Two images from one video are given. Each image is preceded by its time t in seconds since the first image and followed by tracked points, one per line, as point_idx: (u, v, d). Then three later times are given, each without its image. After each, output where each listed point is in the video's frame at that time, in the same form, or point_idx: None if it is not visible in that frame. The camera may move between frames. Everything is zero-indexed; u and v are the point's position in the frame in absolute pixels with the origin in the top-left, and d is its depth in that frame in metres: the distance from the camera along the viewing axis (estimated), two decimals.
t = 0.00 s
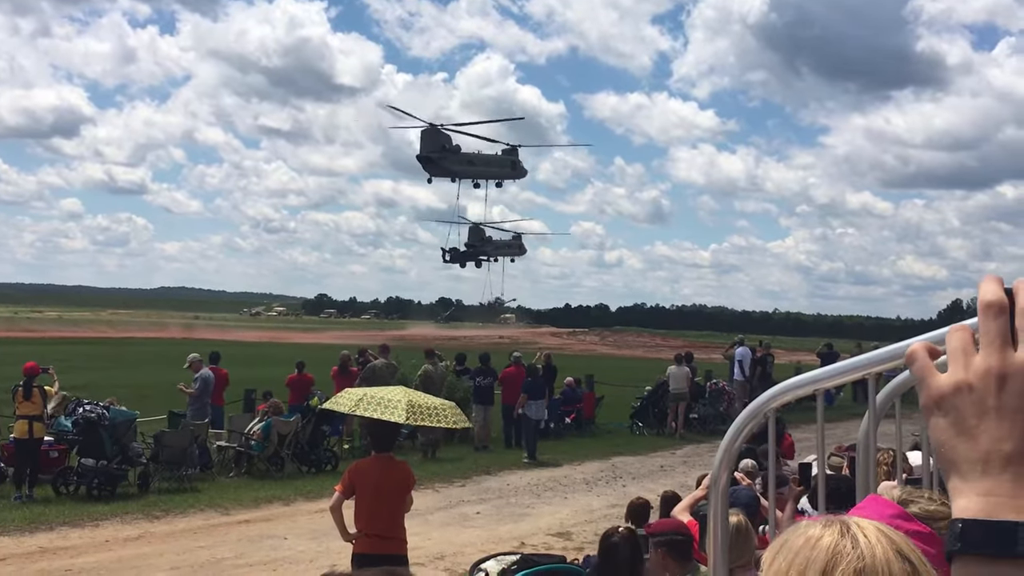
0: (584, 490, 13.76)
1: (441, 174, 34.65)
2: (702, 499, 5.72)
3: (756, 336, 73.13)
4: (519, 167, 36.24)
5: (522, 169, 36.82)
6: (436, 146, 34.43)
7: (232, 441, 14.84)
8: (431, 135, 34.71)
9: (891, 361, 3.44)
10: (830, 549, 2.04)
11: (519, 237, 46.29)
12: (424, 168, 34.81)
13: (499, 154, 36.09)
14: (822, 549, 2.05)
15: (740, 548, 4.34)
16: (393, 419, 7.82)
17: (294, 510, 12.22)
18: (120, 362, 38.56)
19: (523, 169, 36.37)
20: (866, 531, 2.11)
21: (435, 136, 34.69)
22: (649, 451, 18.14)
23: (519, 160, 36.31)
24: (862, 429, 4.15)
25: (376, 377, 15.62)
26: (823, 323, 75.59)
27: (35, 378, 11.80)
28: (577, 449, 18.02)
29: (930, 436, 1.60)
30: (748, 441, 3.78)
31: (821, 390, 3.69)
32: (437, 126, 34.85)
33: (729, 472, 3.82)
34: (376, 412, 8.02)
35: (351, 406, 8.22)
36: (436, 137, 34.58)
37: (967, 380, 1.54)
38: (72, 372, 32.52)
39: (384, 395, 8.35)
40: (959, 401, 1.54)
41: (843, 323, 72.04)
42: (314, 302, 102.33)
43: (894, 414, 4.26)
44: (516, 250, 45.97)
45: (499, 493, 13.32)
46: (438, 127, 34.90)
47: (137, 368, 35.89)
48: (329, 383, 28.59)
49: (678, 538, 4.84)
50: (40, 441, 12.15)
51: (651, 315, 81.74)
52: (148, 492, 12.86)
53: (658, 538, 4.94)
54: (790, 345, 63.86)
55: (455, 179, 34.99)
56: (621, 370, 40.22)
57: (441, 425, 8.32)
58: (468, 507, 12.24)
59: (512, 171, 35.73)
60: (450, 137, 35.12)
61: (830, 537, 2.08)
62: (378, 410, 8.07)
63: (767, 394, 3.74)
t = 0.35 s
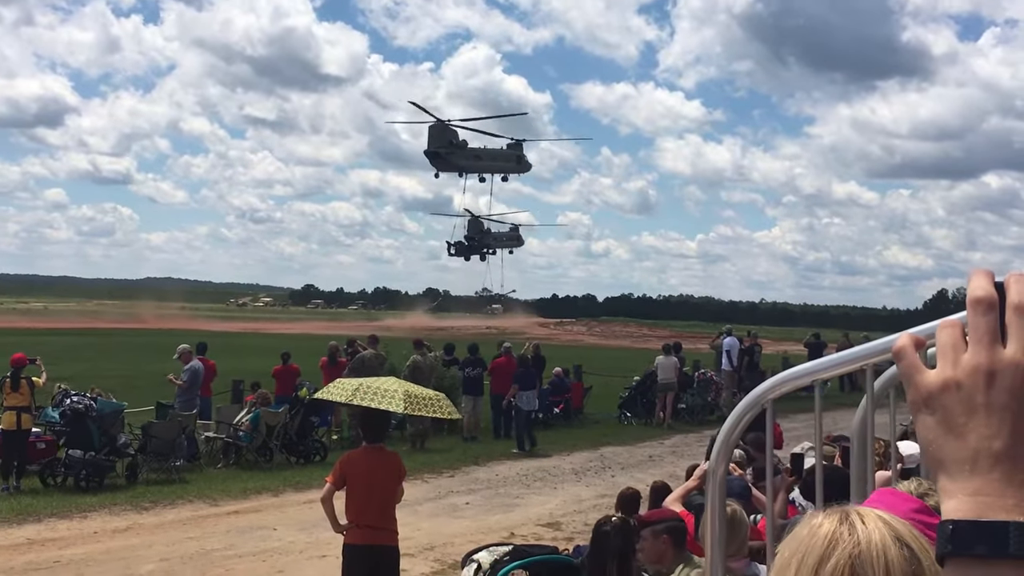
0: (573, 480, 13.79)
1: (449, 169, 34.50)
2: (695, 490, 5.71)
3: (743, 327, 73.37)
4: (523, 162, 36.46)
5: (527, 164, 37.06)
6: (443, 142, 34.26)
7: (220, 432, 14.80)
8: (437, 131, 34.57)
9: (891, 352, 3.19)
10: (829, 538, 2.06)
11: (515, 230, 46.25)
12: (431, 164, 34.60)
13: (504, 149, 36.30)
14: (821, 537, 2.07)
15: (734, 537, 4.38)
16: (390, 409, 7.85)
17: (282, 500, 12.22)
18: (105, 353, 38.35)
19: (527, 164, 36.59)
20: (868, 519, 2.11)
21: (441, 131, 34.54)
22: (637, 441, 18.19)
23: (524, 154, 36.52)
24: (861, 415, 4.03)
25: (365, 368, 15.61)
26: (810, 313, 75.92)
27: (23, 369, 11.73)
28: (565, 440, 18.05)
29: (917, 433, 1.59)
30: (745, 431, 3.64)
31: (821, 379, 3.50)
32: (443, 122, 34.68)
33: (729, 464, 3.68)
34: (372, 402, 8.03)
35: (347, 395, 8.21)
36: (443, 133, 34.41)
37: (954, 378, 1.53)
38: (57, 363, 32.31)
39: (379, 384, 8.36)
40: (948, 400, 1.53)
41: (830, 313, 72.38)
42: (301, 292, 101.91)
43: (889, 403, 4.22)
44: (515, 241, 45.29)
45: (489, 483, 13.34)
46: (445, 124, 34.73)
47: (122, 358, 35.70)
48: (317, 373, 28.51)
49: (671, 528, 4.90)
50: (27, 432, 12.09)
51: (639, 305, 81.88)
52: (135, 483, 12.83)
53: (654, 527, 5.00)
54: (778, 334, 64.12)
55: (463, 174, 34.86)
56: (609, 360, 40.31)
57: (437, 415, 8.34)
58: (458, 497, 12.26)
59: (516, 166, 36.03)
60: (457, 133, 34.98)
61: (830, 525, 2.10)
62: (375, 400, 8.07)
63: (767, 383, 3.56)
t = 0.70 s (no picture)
0: (562, 467, 13.82)
1: (455, 160, 34.66)
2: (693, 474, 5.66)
3: (730, 313, 73.63)
4: (527, 152, 35.96)
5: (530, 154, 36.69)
6: (450, 132, 34.43)
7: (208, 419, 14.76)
8: (444, 121, 34.73)
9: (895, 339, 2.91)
10: (848, 518, 2.07)
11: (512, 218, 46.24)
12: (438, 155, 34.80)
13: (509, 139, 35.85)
14: (840, 517, 2.08)
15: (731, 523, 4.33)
16: (384, 396, 7.86)
17: (271, 487, 12.22)
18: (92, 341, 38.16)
19: (530, 154, 36.07)
20: (887, 501, 2.12)
21: (448, 121, 34.68)
22: (625, 428, 18.24)
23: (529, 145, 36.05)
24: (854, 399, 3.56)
25: (354, 355, 15.59)
26: (796, 300, 76.27)
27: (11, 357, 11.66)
28: (555, 426, 18.07)
29: (928, 421, 1.59)
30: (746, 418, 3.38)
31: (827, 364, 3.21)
32: (450, 112, 34.81)
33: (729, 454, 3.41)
34: (365, 389, 8.04)
35: (341, 382, 8.19)
36: (450, 123, 34.59)
37: (964, 365, 1.54)
38: (44, 350, 32.15)
39: (372, 371, 8.34)
40: (957, 389, 1.54)
41: (816, 300, 72.73)
42: (288, 278, 101.54)
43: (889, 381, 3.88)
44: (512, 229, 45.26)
45: (478, 470, 13.36)
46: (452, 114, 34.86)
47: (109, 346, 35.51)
48: (306, 360, 28.46)
49: (662, 517, 4.91)
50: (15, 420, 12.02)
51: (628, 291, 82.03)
52: (123, 470, 12.80)
53: (647, 515, 4.99)
54: (766, 321, 64.33)
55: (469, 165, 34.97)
56: (597, 347, 40.41)
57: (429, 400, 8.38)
58: (448, 484, 12.28)
59: (519, 155, 35.40)
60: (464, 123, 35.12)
61: (849, 507, 2.10)
62: (369, 387, 8.07)
63: (772, 366, 3.29)
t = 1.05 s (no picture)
0: (552, 457, 13.87)
1: (463, 152, 34.41)
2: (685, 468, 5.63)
3: (718, 306, 73.87)
4: (531, 145, 36.80)
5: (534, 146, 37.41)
6: (458, 125, 34.13)
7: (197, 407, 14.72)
8: (451, 114, 34.39)
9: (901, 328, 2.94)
10: (848, 513, 2.08)
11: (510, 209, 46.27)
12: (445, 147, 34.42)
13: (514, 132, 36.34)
14: (839, 512, 2.09)
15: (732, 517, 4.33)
16: (375, 392, 7.87)
17: (261, 476, 12.21)
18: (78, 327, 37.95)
19: (535, 148, 36.88)
20: (886, 496, 2.14)
21: (455, 113, 34.36)
22: (614, 418, 18.29)
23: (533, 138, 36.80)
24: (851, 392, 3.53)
25: (344, 344, 15.57)
26: (784, 292, 76.58)
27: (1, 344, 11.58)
28: (544, 416, 18.10)
29: (935, 412, 1.60)
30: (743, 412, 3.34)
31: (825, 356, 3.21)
32: (457, 105, 34.53)
33: (726, 448, 3.35)
34: (356, 383, 8.04)
35: (330, 378, 8.13)
36: (457, 116, 34.29)
37: (974, 354, 1.55)
38: (31, 337, 31.96)
39: (361, 364, 8.31)
40: (967, 377, 1.54)
41: (804, 292, 73.06)
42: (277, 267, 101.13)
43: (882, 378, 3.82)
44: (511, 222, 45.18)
45: (468, 459, 13.38)
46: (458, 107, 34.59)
47: (95, 333, 35.30)
48: (295, 349, 28.42)
49: (655, 509, 4.91)
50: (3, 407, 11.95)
51: (619, 282, 82.17)
52: (112, 458, 12.75)
53: (640, 507, 4.97)
54: (755, 311, 64.57)
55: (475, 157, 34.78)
56: (586, 338, 40.50)
57: (418, 391, 8.48)
58: (438, 473, 12.32)
59: (527, 148, 36.23)
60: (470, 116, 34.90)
61: (847, 504, 2.11)
62: (359, 380, 8.07)
63: (770, 359, 3.29)
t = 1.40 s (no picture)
0: (540, 452, 13.88)
1: (469, 150, 34.57)
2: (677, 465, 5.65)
3: (707, 303, 74.07)
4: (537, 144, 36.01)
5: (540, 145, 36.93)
6: (465, 123, 34.24)
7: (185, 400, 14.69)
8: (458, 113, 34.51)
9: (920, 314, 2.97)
10: (836, 509, 2.01)
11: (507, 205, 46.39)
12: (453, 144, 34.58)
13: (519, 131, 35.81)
14: (829, 507, 2.01)
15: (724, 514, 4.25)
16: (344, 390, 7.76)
17: (248, 469, 12.18)
18: (64, 319, 37.73)
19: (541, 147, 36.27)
20: (878, 491, 2.05)
21: (462, 113, 34.49)
22: (602, 415, 18.32)
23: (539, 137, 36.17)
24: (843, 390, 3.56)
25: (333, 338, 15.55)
26: (772, 290, 76.81)
27: None
28: (532, 412, 18.12)
29: (998, 464, 1.85)
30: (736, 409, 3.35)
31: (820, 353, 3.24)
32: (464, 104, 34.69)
33: (718, 443, 3.37)
34: (328, 382, 7.99)
35: (306, 377, 8.16)
36: (464, 115, 34.39)
37: None
38: (18, 328, 31.78)
39: (335, 361, 8.25)
40: None
41: (793, 290, 73.32)
42: (266, 261, 100.73)
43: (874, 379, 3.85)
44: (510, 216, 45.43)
45: (456, 455, 13.37)
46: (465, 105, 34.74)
47: (81, 325, 35.11)
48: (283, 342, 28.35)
49: (644, 506, 4.93)
50: None
51: (609, 279, 82.29)
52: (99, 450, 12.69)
53: (629, 504, 4.98)
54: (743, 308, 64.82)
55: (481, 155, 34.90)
56: (575, 334, 40.54)
57: (393, 386, 8.38)
58: (425, 468, 12.32)
59: (531, 147, 35.54)
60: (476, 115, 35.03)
61: (838, 499, 2.03)
62: (330, 378, 8.04)
63: (762, 358, 3.32)
